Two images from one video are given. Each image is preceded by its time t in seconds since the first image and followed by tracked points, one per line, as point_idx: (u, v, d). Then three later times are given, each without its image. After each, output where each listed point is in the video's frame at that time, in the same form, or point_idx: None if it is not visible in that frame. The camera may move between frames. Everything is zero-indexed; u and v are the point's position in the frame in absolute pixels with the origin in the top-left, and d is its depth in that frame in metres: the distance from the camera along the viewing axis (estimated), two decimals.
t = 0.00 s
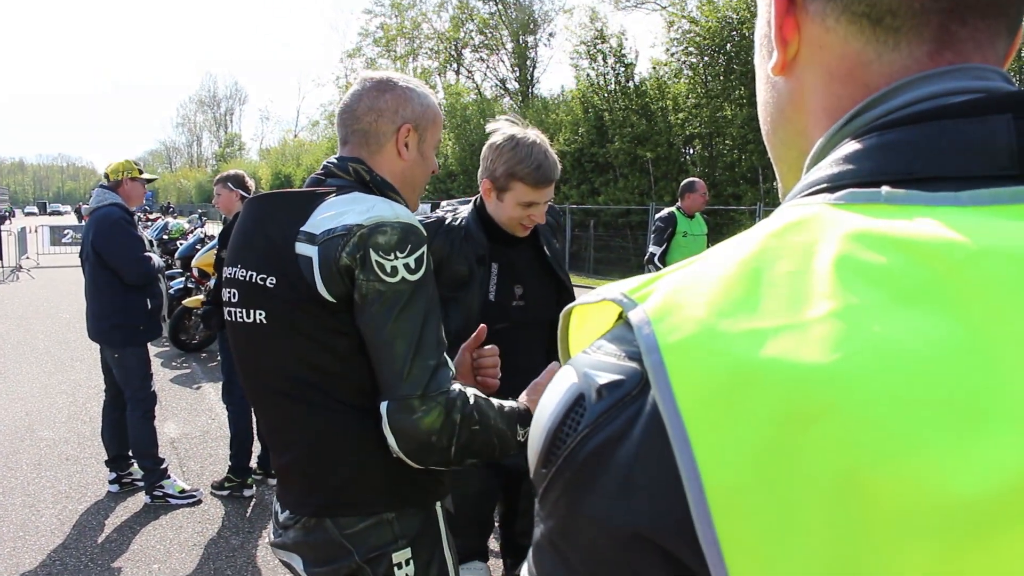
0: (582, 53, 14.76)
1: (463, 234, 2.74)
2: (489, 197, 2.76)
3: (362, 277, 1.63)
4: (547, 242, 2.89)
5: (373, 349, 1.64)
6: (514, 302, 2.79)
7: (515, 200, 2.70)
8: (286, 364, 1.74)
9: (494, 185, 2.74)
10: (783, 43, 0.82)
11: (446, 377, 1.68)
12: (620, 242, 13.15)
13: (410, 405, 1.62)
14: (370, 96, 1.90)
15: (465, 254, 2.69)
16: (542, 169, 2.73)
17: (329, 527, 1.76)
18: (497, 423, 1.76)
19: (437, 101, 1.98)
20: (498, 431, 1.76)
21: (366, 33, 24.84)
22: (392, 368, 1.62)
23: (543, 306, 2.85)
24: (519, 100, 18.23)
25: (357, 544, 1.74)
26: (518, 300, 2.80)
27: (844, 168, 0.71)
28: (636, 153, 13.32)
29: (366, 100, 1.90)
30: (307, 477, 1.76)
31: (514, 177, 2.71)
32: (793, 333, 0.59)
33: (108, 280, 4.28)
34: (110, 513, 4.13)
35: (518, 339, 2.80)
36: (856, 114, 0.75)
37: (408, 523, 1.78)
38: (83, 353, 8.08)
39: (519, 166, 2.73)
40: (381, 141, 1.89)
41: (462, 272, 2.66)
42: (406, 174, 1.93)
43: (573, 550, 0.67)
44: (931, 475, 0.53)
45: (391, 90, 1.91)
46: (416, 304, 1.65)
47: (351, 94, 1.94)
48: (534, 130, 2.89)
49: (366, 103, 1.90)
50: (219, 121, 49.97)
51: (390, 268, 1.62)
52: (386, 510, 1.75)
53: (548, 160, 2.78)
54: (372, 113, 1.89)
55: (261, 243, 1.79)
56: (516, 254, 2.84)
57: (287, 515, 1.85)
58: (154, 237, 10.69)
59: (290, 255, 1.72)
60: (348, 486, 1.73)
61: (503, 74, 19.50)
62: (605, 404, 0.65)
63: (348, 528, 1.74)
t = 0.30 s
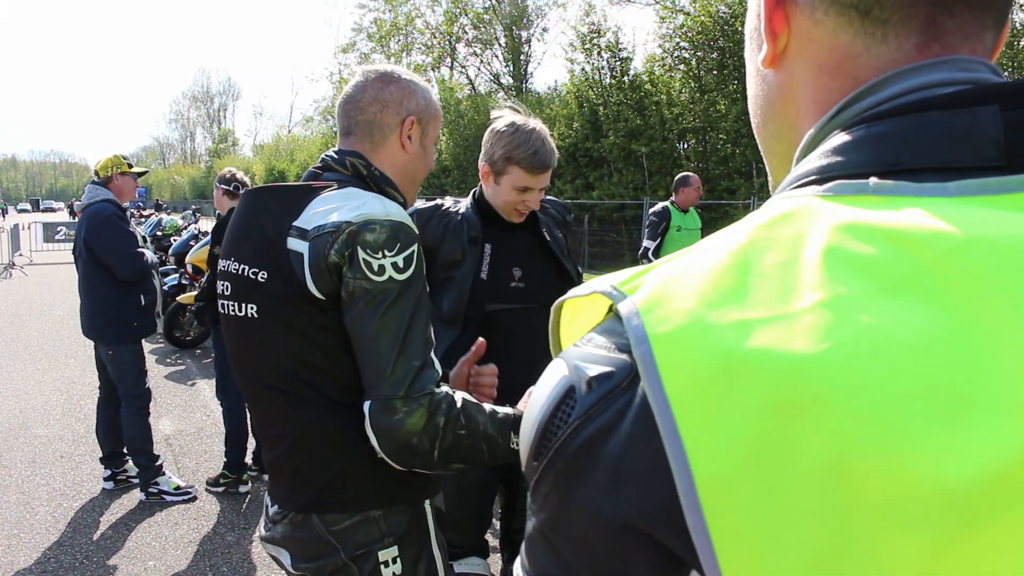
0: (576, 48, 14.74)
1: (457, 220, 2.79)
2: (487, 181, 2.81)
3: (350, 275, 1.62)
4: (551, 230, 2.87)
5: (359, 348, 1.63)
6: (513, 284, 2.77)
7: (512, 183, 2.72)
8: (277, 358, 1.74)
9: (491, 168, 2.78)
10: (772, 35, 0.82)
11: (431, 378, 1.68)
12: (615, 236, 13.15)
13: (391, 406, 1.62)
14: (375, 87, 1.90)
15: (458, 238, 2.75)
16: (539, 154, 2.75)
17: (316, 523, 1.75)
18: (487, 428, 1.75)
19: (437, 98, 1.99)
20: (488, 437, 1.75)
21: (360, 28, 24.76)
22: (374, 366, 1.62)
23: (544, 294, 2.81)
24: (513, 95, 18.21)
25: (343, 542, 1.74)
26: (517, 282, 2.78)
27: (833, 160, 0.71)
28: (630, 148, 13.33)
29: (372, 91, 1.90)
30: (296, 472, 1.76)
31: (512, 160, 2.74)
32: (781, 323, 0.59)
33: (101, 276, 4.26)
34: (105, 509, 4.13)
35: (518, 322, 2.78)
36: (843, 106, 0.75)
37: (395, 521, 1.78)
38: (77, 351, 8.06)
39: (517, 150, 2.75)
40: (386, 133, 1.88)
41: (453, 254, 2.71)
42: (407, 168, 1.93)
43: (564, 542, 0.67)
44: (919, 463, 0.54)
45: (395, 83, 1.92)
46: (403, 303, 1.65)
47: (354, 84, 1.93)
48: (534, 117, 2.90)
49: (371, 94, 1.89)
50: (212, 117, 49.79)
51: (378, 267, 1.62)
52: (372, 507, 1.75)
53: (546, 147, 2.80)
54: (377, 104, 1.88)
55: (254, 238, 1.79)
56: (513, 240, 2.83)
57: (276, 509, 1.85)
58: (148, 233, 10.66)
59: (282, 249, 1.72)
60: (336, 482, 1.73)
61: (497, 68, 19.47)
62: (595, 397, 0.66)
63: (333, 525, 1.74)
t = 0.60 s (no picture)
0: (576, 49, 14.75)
1: (463, 226, 2.79)
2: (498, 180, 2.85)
3: (355, 283, 1.63)
4: (555, 241, 2.87)
5: (365, 353, 1.64)
6: (513, 293, 2.77)
7: (520, 180, 2.74)
8: (278, 362, 1.74)
9: (503, 167, 2.84)
10: (771, 37, 0.82)
11: (442, 384, 1.68)
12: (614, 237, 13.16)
13: (403, 411, 1.62)
14: (379, 84, 1.90)
15: (464, 244, 2.75)
16: (549, 152, 2.80)
17: (319, 524, 1.76)
18: (497, 443, 1.76)
19: (439, 98, 2.00)
20: (498, 451, 1.76)
21: (359, 27, 24.74)
22: (383, 371, 1.62)
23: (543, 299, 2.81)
24: (513, 96, 18.21)
25: (347, 542, 1.74)
26: (518, 291, 2.78)
27: (833, 164, 0.71)
28: (629, 148, 13.33)
29: (374, 87, 1.89)
30: (299, 472, 1.76)
31: (521, 158, 2.81)
32: (782, 326, 0.59)
33: (100, 276, 4.26)
34: (104, 509, 4.13)
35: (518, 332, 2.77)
36: (842, 110, 0.75)
37: (398, 521, 1.78)
38: (76, 350, 8.06)
39: (528, 147, 2.81)
40: (387, 131, 1.89)
41: (459, 261, 2.72)
42: (407, 166, 1.93)
43: (567, 546, 0.67)
44: (920, 465, 0.54)
45: (398, 80, 1.92)
46: (408, 309, 1.65)
47: (356, 79, 1.93)
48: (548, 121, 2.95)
49: (373, 90, 1.89)
50: (211, 117, 49.78)
51: (382, 274, 1.62)
52: (376, 508, 1.75)
53: (557, 146, 2.85)
54: (379, 101, 1.88)
55: (255, 240, 1.79)
56: (517, 246, 2.84)
57: (279, 510, 1.85)
58: (147, 233, 10.66)
59: (285, 251, 1.72)
60: (339, 483, 1.73)
61: (497, 69, 19.47)
62: (596, 401, 0.66)
63: (337, 526, 1.75)
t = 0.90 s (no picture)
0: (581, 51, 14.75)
1: (471, 230, 2.81)
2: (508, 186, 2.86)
3: (358, 280, 1.63)
4: (560, 248, 2.88)
5: (360, 349, 1.64)
6: (515, 300, 2.78)
7: (530, 186, 2.77)
8: (286, 361, 1.75)
9: (514, 172, 2.86)
10: (774, 41, 0.82)
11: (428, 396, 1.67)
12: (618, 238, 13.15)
13: (381, 408, 1.61)
14: (390, 84, 1.91)
15: (472, 249, 2.77)
16: (561, 160, 2.83)
17: (326, 524, 1.76)
18: (459, 489, 1.71)
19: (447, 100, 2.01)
20: (455, 499, 1.70)
21: (364, 29, 24.77)
22: (373, 367, 1.62)
23: (545, 303, 2.82)
24: (518, 97, 18.23)
25: (353, 543, 1.74)
26: (520, 299, 2.79)
27: (835, 167, 0.72)
28: (634, 150, 13.33)
29: (385, 88, 1.90)
30: (306, 472, 1.77)
31: (533, 164, 2.83)
32: (787, 330, 0.60)
33: (104, 277, 4.28)
34: (109, 509, 4.14)
35: (520, 339, 2.77)
36: (845, 112, 0.75)
37: (405, 522, 1.78)
38: (82, 351, 8.09)
39: (539, 153, 2.85)
40: (399, 131, 1.89)
41: (467, 265, 2.73)
42: (419, 166, 1.94)
43: (574, 548, 0.67)
44: (923, 468, 0.54)
45: (409, 81, 1.93)
46: (410, 310, 1.65)
47: (368, 80, 1.94)
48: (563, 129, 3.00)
49: (384, 91, 1.90)
50: (216, 118, 49.90)
51: (385, 274, 1.62)
52: (381, 509, 1.75)
53: (569, 154, 2.88)
54: (391, 101, 1.89)
55: (267, 241, 1.79)
56: (523, 252, 2.85)
57: (287, 510, 1.86)
58: (152, 234, 10.69)
59: (293, 251, 1.73)
60: (345, 483, 1.74)
61: (501, 71, 19.48)
62: (601, 404, 0.66)
63: (344, 525, 1.75)
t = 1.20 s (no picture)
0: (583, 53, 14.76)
1: (468, 235, 2.81)
2: (501, 190, 2.87)
3: (372, 286, 1.64)
4: (556, 249, 2.89)
5: (377, 357, 1.65)
6: (514, 304, 2.78)
7: (524, 190, 2.79)
8: (293, 366, 1.76)
9: (507, 177, 2.88)
10: (778, 45, 0.83)
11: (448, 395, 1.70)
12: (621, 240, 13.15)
13: (407, 412, 1.62)
14: (395, 92, 1.92)
15: (470, 254, 2.76)
16: (553, 164, 2.87)
17: (334, 528, 1.77)
18: (485, 488, 1.74)
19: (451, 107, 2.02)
20: (482, 498, 1.74)
21: (367, 33, 24.84)
22: (394, 373, 1.63)
23: (546, 306, 2.83)
24: (520, 100, 18.24)
25: (362, 546, 1.75)
26: (519, 302, 2.79)
27: (839, 172, 0.72)
28: (637, 152, 13.33)
29: (392, 94, 1.92)
30: (314, 476, 1.78)
31: (526, 168, 2.86)
32: (793, 334, 0.60)
33: (109, 282, 4.30)
34: (115, 512, 4.15)
35: (520, 342, 2.78)
36: (849, 117, 0.76)
37: (413, 524, 1.79)
38: (86, 355, 8.11)
39: (532, 157, 2.87)
40: (404, 137, 1.90)
41: (465, 271, 2.72)
42: (423, 172, 1.95)
43: (582, 551, 0.68)
44: (927, 471, 0.55)
45: (415, 88, 1.94)
46: (423, 314, 1.66)
47: (373, 87, 1.95)
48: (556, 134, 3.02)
49: (390, 98, 1.91)
50: (219, 123, 50.05)
51: (400, 279, 1.63)
52: (389, 512, 1.76)
53: (561, 158, 2.91)
54: (397, 108, 1.90)
55: (271, 244, 1.81)
56: (517, 256, 2.86)
57: (293, 514, 1.87)
58: (156, 239, 10.73)
59: (300, 258, 1.74)
60: (353, 487, 1.75)
61: (504, 74, 19.51)
62: (609, 408, 0.67)
63: (353, 529, 1.76)
